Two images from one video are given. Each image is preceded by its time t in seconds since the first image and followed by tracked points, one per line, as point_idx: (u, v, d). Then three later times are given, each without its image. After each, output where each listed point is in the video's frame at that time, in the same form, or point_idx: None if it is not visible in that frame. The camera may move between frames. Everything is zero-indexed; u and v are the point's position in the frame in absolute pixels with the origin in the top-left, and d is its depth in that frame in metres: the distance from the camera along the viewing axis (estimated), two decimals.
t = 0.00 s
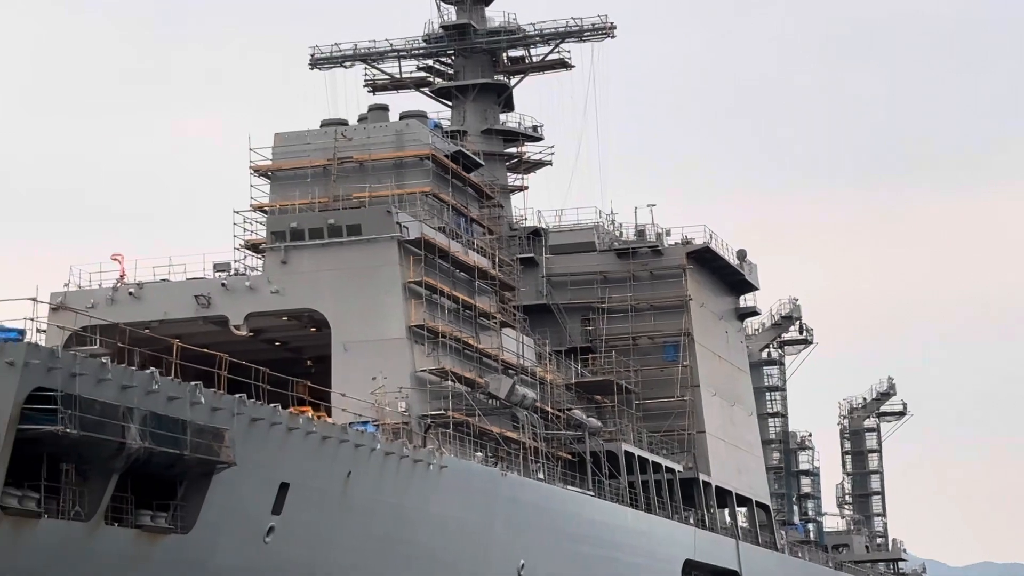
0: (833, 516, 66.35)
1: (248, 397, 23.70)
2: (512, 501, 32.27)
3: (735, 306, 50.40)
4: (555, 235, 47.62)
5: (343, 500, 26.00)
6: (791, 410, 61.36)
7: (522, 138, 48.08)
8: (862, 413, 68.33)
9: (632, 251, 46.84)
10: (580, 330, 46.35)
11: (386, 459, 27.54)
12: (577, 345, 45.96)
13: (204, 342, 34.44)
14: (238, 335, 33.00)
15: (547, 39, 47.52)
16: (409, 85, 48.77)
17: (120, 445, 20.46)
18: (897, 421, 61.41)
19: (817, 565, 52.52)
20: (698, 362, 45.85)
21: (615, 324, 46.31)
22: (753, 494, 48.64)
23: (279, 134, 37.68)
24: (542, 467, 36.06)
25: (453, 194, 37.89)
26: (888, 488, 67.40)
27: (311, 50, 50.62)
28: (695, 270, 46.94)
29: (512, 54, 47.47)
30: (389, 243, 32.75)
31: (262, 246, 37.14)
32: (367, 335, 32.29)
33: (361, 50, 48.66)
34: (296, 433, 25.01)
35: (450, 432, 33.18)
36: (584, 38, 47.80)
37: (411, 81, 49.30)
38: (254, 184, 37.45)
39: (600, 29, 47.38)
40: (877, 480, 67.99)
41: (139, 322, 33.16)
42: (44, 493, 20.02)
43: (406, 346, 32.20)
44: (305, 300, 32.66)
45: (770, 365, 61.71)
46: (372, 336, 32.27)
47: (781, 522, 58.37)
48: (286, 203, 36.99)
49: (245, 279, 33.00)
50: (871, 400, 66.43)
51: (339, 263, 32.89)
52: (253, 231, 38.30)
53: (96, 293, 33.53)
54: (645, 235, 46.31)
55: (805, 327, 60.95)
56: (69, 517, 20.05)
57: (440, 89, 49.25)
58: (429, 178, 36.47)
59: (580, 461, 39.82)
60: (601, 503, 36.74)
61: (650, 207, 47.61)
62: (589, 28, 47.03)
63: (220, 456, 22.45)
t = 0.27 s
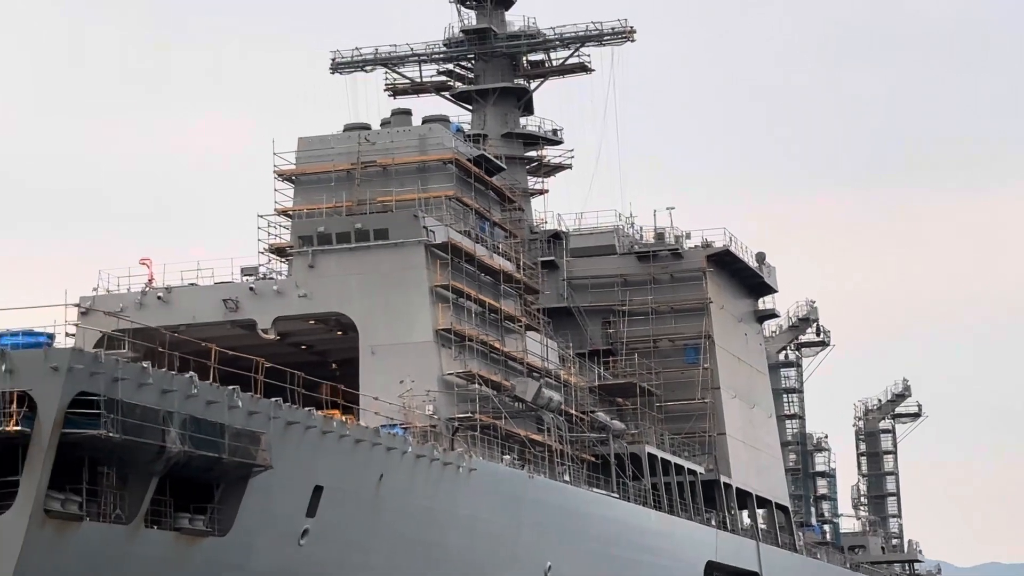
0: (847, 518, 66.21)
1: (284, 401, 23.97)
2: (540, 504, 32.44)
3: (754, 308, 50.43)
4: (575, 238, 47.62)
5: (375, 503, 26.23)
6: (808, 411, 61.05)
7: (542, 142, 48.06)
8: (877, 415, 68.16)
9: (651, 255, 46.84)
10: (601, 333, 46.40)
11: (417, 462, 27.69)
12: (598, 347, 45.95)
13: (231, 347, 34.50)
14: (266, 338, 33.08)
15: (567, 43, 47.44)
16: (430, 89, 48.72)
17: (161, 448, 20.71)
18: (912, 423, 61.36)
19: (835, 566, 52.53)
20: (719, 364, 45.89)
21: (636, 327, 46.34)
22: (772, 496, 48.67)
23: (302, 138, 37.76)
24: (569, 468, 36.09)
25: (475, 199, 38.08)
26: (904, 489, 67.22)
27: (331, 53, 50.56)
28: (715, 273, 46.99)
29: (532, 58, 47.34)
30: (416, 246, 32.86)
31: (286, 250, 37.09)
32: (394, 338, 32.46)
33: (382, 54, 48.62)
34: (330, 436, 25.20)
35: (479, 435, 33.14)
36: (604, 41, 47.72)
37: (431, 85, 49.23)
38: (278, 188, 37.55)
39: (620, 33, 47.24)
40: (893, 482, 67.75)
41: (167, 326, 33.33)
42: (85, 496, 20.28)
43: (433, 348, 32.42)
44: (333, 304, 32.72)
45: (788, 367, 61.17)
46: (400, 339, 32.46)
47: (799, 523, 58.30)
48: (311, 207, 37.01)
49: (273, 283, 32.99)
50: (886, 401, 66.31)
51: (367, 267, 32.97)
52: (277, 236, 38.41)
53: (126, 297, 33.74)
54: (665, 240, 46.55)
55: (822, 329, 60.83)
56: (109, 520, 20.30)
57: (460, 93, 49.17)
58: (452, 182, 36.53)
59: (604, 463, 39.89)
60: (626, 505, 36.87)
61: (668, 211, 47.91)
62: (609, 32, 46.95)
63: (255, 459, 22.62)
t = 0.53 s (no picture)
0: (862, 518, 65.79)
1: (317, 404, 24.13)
2: (565, 505, 32.66)
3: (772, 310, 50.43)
4: (594, 240, 47.64)
5: (406, 505, 26.46)
6: (824, 413, 61.09)
7: (562, 144, 47.86)
8: (892, 416, 67.99)
9: (671, 257, 46.77)
10: (620, 335, 46.50)
11: (447, 463, 27.98)
12: (618, 348, 46.00)
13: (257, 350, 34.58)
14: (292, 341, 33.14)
15: (586, 46, 47.20)
16: (449, 92, 48.59)
17: (200, 450, 20.86)
18: (926, 424, 61.34)
19: (853, 567, 52.54)
20: (738, 366, 45.91)
21: (655, 329, 46.42)
22: (791, 497, 48.67)
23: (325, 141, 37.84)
24: (593, 469, 36.20)
25: (497, 201, 38.16)
26: (919, 490, 67.06)
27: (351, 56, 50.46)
28: (733, 275, 47.03)
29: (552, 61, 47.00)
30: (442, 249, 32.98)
31: (309, 252, 37.01)
32: (420, 340, 32.61)
33: (402, 58, 48.51)
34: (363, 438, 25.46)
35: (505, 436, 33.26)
36: (623, 44, 47.49)
37: (451, 88, 49.08)
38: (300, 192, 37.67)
39: (640, 36, 47.06)
40: (908, 483, 67.60)
41: (195, 328, 33.24)
42: (124, 498, 20.43)
43: (460, 351, 32.54)
44: (359, 307, 32.82)
45: (804, 369, 61.24)
46: (425, 342, 32.59)
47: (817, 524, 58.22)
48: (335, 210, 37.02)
49: (299, 286, 33.05)
50: (900, 403, 66.27)
51: (393, 270, 33.10)
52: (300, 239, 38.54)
53: (153, 300, 33.63)
54: (685, 242, 46.47)
55: (838, 330, 60.83)
56: (149, 522, 20.51)
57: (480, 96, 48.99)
58: (475, 184, 36.62)
59: (628, 465, 39.94)
60: (647, 506, 36.98)
61: (687, 214, 47.98)
62: (627, 35, 46.66)
63: (290, 462, 22.70)
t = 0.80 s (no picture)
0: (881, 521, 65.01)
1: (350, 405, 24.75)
2: (589, 505, 33.03)
3: (789, 312, 50.48)
4: (612, 242, 47.57)
5: (435, 505, 26.96)
6: (839, 414, 60.94)
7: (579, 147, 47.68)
8: (905, 417, 67.89)
9: (690, 259, 46.81)
10: (638, 336, 46.45)
11: (475, 464, 28.47)
12: (636, 350, 46.02)
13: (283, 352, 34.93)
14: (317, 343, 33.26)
15: (604, 48, 47.15)
16: (468, 94, 48.56)
17: (235, 451, 21.59)
18: (939, 425, 61.31)
19: (869, 567, 52.60)
20: (756, 368, 45.97)
21: (674, 330, 46.44)
22: (808, 498, 48.73)
23: (346, 144, 37.95)
24: (615, 469, 36.33)
25: (518, 203, 38.26)
26: (932, 490, 66.91)
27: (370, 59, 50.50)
28: (751, 276, 47.09)
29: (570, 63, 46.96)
30: (467, 251, 33.07)
31: (330, 254, 37.65)
32: (446, 341, 32.70)
33: (420, 59, 48.48)
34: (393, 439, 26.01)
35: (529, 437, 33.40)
36: (641, 47, 47.43)
37: (470, 91, 49.10)
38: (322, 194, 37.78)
39: (657, 39, 46.94)
40: (921, 484, 67.56)
41: (220, 329, 33.42)
42: (162, 498, 21.24)
43: (484, 353, 32.63)
44: (384, 309, 32.89)
45: (820, 369, 61.41)
46: (450, 343, 32.69)
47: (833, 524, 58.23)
48: (356, 213, 37.39)
49: (324, 288, 33.14)
50: (913, 403, 66.14)
51: (418, 272, 33.16)
52: (323, 241, 38.70)
53: (179, 302, 33.87)
54: (703, 243, 46.52)
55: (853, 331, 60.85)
56: (186, 522, 21.30)
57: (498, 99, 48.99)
58: (496, 187, 36.72)
59: (650, 466, 40.00)
60: (669, 506, 37.09)
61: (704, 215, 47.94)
62: (646, 38, 46.61)
63: (323, 462, 23.41)
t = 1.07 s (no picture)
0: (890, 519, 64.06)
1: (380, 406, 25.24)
2: (611, 506, 33.35)
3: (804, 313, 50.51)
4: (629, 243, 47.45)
5: (462, 505, 27.35)
6: (852, 414, 60.85)
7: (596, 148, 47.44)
8: (916, 417, 67.79)
9: (707, 260, 46.82)
10: (655, 337, 46.38)
11: (501, 464, 28.80)
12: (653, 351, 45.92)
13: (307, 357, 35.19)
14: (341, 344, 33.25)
15: (621, 50, 47.01)
16: (486, 95, 48.51)
17: (270, 452, 21.97)
18: (950, 425, 61.35)
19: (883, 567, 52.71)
20: (773, 368, 46.08)
21: (691, 331, 46.42)
22: (823, 498, 48.84)
23: (367, 145, 38.03)
24: (636, 469, 36.47)
25: (538, 204, 38.36)
26: (943, 490, 66.81)
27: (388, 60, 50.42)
28: (768, 278, 47.15)
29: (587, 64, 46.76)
30: (490, 253, 33.16)
31: (351, 256, 38.00)
32: (469, 342, 32.77)
33: (438, 61, 48.44)
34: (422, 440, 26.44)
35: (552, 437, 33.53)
36: (659, 49, 47.28)
37: (488, 92, 48.99)
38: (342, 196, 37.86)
39: (675, 41, 46.82)
40: (932, 484, 67.53)
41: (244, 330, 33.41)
42: (198, 498, 21.64)
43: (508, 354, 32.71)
44: (408, 310, 32.97)
45: (833, 370, 61.46)
46: (473, 344, 32.78)
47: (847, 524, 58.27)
48: (376, 214, 37.49)
49: (348, 289, 33.19)
50: (924, 404, 65.76)
51: (441, 273, 33.26)
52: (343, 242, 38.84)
53: (203, 302, 33.93)
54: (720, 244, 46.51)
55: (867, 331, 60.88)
56: (220, 522, 21.71)
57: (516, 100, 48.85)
58: (516, 189, 36.81)
59: (670, 466, 40.05)
60: (688, 506, 37.24)
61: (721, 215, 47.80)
62: (663, 40, 46.47)
63: (354, 462, 23.84)
